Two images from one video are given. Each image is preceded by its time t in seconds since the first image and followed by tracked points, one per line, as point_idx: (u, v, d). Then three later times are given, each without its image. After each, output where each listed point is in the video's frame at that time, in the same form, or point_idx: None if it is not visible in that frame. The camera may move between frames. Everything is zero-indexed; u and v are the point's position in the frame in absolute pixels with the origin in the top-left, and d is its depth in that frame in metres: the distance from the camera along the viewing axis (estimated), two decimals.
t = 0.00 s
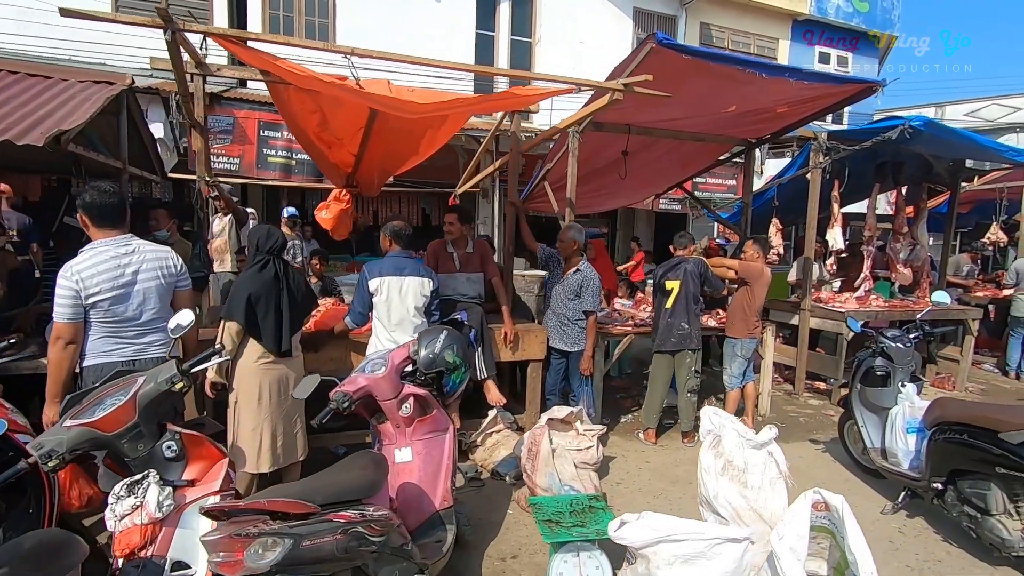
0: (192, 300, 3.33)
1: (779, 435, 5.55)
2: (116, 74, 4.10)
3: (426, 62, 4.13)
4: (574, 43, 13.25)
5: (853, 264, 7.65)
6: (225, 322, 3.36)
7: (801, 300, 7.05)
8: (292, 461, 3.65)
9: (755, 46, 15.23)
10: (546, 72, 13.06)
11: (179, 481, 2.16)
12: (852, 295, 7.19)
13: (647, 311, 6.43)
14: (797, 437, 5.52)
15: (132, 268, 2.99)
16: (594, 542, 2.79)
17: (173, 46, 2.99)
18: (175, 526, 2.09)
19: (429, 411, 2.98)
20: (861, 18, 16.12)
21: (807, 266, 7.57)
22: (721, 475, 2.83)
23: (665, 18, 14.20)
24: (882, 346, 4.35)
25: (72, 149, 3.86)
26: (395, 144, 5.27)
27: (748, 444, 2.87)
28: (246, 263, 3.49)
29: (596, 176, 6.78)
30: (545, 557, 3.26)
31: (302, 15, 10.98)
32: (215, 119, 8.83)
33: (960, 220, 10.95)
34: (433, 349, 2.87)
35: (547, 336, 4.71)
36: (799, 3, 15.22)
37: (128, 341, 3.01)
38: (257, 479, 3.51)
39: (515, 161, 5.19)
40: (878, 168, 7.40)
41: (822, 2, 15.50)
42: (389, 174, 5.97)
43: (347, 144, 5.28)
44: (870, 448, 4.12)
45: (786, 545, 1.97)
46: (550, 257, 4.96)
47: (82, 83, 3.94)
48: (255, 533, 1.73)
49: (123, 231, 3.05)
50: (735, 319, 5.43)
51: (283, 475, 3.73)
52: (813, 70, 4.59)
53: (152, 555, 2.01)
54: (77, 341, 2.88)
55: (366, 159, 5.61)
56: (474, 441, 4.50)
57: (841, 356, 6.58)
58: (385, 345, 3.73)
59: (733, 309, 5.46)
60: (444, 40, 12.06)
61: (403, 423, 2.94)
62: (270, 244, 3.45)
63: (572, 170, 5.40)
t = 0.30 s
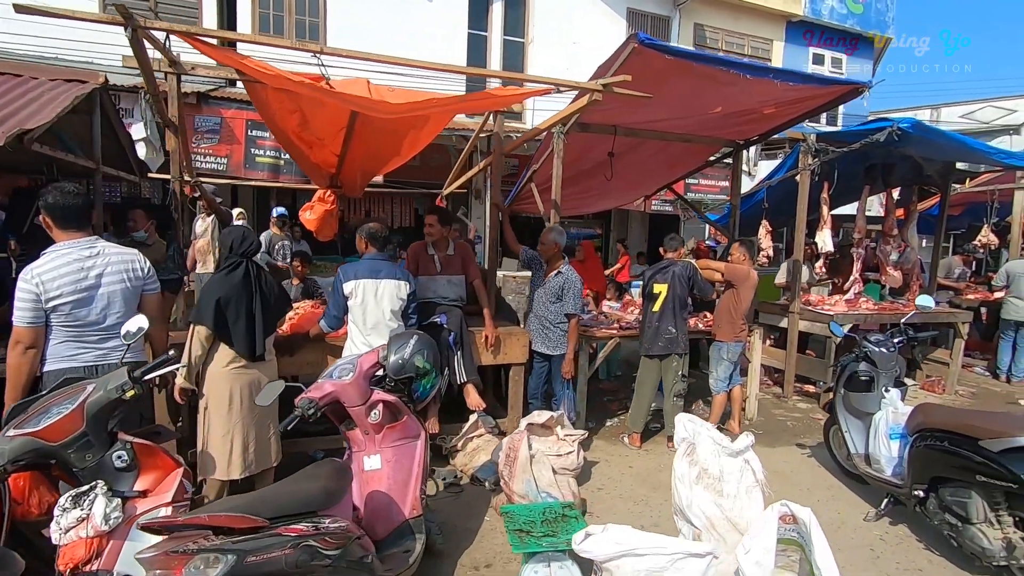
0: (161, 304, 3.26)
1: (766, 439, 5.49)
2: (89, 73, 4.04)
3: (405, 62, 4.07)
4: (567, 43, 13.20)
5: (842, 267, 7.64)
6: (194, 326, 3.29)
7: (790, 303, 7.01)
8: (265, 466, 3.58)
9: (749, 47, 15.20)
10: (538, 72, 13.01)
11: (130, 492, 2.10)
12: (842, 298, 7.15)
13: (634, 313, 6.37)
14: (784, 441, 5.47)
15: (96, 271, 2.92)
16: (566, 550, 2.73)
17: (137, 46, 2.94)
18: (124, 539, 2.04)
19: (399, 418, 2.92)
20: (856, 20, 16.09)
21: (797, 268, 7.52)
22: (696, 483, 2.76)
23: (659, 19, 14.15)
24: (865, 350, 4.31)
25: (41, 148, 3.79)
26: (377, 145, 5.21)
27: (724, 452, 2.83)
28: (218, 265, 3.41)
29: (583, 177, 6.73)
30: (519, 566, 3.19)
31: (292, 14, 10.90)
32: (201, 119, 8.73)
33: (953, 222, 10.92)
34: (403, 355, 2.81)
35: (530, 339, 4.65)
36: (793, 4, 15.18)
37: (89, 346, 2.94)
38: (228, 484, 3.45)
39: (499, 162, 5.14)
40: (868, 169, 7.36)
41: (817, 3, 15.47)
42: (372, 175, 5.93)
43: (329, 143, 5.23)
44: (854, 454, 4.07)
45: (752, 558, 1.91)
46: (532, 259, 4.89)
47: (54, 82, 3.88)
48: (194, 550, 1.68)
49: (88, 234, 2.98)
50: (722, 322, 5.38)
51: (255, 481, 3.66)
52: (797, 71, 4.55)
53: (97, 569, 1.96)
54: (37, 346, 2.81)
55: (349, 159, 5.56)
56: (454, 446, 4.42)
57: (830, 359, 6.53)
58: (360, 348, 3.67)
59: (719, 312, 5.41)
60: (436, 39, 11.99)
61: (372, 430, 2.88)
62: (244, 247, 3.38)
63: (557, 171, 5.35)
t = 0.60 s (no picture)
0: (127, 307, 3.17)
1: (752, 442, 5.44)
2: (60, 70, 3.98)
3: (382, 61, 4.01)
4: (559, 43, 13.15)
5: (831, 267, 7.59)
6: (161, 329, 3.21)
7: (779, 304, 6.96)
8: (236, 472, 3.50)
9: (742, 47, 15.18)
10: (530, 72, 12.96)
11: (78, 501, 2.10)
12: (831, 299, 7.10)
13: (621, 314, 6.30)
14: (770, 444, 5.42)
15: (57, 273, 2.85)
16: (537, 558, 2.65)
17: (97, 44, 2.88)
18: (70, 550, 2.01)
19: (367, 423, 2.85)
20: (848, 21, 16.07)
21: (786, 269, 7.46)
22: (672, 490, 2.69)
23: (651, 19, 14.11)
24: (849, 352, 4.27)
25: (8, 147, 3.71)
26: (358, 145, 5.16)
27: (699, 456, 2.77)
28: (187, 267, 3.34)
29: (570, 178, 6.67)
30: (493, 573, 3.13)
31: (281, 14, 10.83)
32: (187, 119, 8.64)
33: (943, 223, 10.90)
34: (371, 358, 2.74)
35: (512, 341, 4.59)
36: (786, 4, 15.17)
37: (50, 351, 2.87)
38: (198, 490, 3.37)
39: (481, 162, 5.08)
40: (857, 170, 7.32)
41: (809, 4, 15.45)
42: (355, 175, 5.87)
43: (309, 143, 5.17)
44: (837, 457, 4.01)
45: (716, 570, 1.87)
46: (514, 260, 4.82)
47: (24, 79, 3.81)
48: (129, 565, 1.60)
49: (50, 235, 2.91)
50: (708, 324, 5.33)
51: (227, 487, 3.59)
52: (781, 71, 4.51)
53: None
54: None
55: (330, 159, 5.50)
56: (435, 449, 4.34)
57: (819, 361, 6.48)
58: (334, 352, 3.60)
59: (705, 313, 5.36)
60: (426, 39, 11.94)
61: (340, 436, 2.81)
62: (216, 249, 3.31)
63: (541, 172, 5.29)
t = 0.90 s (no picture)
0: (92, 309, 3.10)
1: (738, 444, 5.38)
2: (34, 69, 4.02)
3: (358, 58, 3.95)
4: (551, 43, 13.11)
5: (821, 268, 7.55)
6: (126, 330, 3.14)
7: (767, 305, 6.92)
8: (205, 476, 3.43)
9: (735, 48, 15.16)
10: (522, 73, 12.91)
11: (21, 508, 2.11)
12: (820, 300, 7.06)
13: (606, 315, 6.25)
14: (756, 446, 5.36)
15: (15, 273, 2.79)
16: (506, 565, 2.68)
17: (56, 38, 2.82)
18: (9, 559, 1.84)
19: (333, 426, 2.78)
20: (842, 22, 16.04)
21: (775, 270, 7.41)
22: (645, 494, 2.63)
23: (644, 20, 14.07)
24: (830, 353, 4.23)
25: None
26: (338, 144, 5.10)
27: (672, 460, 2.72)
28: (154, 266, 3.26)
29: (556, 178, 6.61)
30: None
31: (271, 14, 10.76)
32: (174, 118, 8.55)
33: (935, 224, 10.87)
34: (336, 359, 2.65)
35: (493, 342, 4.53)
36: (779, 6, 15.16)
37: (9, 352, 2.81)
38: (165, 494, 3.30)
39: (462, 161, 5.02)
40: (846, 171, 7.28)
41: (803, 6, 15.43)
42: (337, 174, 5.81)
43: (288, 142, 5.11)
44: (820, 460, 3.96)
45: None
46: (495, 261, 4.76)
47: None
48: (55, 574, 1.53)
49: (11, 232, 2.85)
50: (694, 325, 5.27)
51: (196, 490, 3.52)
52: (764, 69, 4.47)
53: None
54: None
55: (310, 158, 5.45)
56: (414, 452, 4.27)
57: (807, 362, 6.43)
58: (306, 353, 3.53)
59: (691, 314, 5.30)
60: (417, 40, 11.88)
61: (305, 439, 2.75)
62: (185, 248, 3.25)
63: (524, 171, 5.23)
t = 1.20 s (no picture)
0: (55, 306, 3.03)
1: (724, 447, 5.32)
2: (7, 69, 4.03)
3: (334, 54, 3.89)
4: (544, 44, 13.06)
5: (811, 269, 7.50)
6: (91, 329, 3.08)
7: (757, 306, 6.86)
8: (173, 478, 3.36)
9: (729, 49, 15.14)
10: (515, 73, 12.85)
11: None
12: (810, 302, 7.00)
13: (592, 316, 6.20)
14: (742, 449, 5.29)
15: None
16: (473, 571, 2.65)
17: (16, 30, 2.76)
18: None
19: (298, 428, 2.72)
20: (837, 24, 16.02)
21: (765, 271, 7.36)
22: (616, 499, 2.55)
23: (638, 21, 14.04)
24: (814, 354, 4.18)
25: None
26: (318, 142, 5.05)
27: (645, 464, 2.67)
28: (120, 264, 3.20)
29: (543, 178, 6.56)
30: None
31: (262, 13, 10.71)
32: (161, 117, 8.49)
33: (929, 226, 10.82)
34: (299, 359, 2.59)
35: (474, 343, 4.46)
36: (773, 7, 15.13)
37: None
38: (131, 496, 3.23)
39: (444, 160, 4.95)
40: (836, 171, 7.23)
41: (797, 7, 15.41)
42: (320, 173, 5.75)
43: (268, 139, 5.05)
44: (803, 463, 3.91)
45: None
46: (477, 260, 4.70)
47: None
48: None
49: None
50: (680, 326, 5.21)
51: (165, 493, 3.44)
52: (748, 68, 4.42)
53: None
54: None
55: (292, 157, 5.39)
56: (392, 455, 4.19)
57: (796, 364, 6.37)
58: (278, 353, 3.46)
59: (677, 315, 5.24)
60: (409, 39, 11.83)
61: (268, 441, 2.68)
62: (152, 246, 3.17)
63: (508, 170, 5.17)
